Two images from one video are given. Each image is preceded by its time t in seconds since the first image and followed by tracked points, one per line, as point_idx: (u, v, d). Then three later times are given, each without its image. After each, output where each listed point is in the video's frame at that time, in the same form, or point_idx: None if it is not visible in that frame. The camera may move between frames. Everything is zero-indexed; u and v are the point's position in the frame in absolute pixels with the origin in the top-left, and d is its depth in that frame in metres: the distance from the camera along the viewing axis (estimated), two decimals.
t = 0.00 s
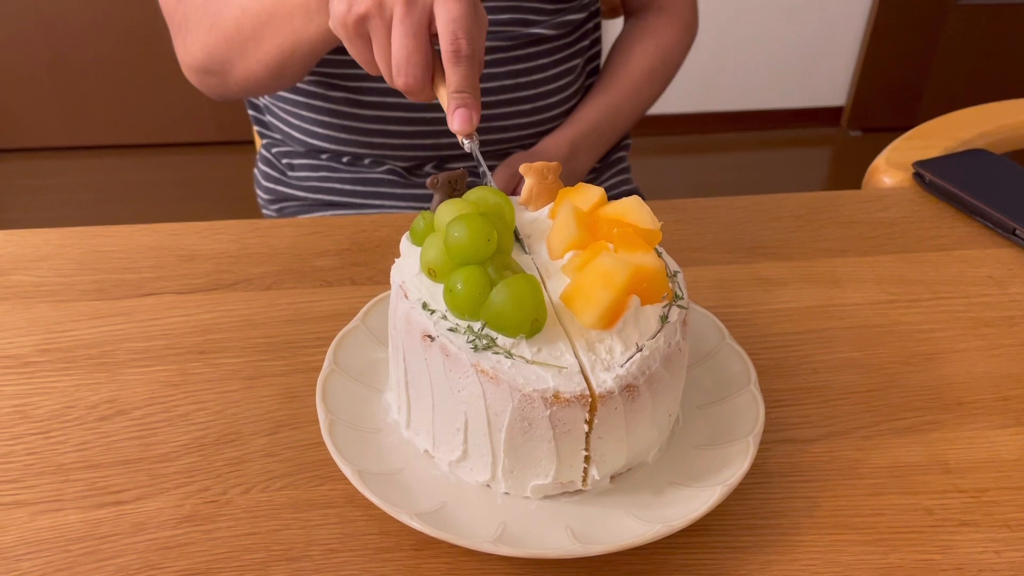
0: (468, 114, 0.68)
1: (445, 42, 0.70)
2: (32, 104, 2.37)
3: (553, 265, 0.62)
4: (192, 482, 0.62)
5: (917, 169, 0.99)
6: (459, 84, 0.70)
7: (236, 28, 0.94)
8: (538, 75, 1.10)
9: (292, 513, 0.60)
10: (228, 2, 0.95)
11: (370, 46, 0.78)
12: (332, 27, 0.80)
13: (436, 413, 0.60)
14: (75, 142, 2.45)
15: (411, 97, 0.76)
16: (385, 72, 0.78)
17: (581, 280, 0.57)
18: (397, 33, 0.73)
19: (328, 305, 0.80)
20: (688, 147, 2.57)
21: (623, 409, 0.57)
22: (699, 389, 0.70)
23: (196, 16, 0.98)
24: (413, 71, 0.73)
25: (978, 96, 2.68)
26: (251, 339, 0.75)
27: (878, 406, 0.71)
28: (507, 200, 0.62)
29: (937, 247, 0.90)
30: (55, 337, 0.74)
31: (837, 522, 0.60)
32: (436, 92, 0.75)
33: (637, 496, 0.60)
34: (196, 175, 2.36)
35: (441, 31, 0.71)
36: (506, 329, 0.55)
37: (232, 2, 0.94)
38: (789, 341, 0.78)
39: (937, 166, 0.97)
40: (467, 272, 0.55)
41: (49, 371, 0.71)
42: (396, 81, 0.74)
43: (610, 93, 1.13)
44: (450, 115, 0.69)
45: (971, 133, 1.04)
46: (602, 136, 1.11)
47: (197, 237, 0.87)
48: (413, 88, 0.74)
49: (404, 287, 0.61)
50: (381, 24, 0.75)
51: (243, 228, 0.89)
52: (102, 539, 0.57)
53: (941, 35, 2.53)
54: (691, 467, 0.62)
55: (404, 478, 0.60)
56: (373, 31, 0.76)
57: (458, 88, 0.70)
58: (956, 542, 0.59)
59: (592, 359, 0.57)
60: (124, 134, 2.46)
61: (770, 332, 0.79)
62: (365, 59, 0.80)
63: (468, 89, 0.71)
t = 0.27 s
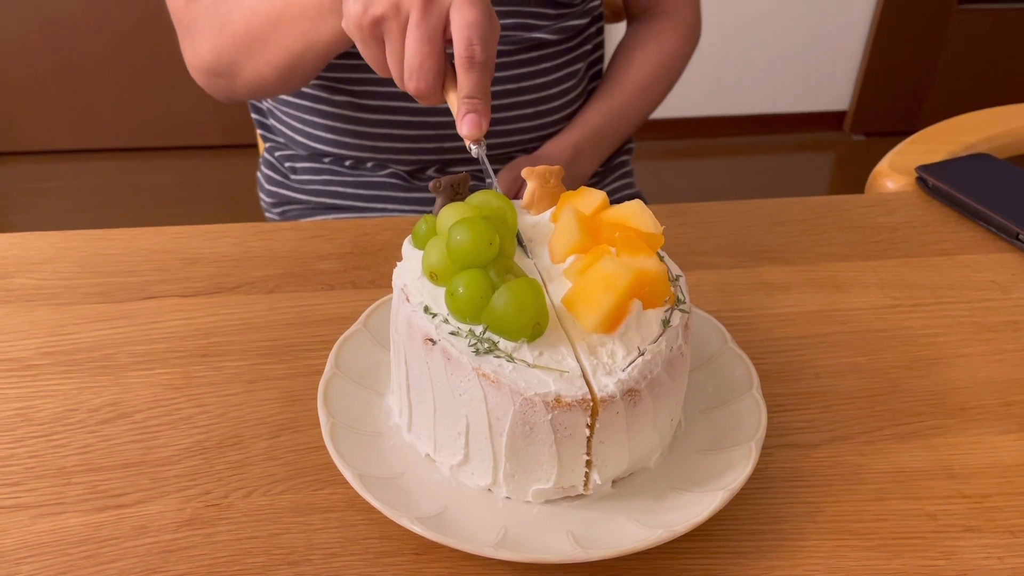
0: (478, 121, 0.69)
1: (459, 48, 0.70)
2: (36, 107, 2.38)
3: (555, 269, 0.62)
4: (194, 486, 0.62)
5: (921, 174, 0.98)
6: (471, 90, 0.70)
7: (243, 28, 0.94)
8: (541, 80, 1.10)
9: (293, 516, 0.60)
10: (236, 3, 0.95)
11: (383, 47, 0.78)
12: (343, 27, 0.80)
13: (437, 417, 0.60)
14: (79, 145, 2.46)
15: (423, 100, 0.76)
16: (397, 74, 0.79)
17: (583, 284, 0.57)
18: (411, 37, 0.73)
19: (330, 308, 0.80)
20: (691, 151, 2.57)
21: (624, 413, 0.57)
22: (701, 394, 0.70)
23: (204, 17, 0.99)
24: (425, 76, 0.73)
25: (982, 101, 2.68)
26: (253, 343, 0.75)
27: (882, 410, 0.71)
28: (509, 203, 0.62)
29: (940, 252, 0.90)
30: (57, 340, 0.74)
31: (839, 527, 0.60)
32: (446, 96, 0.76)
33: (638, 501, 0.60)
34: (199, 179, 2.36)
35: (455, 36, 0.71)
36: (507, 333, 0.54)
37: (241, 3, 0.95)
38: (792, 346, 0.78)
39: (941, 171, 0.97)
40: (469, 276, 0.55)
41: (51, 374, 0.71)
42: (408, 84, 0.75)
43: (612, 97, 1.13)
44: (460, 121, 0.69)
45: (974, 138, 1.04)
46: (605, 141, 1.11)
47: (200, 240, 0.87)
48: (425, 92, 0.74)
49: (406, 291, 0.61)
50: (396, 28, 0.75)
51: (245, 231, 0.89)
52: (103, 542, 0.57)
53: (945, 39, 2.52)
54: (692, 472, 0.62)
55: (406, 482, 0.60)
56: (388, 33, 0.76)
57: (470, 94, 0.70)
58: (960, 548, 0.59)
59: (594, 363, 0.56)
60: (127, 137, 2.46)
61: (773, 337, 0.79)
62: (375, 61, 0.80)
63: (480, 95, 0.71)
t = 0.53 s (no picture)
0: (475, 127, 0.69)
1: (454, 54, 0.70)
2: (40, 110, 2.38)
3: (555, 272, 0.62)
4: (194, 488, 0.62)
5: (922, 178, 0.98)
6: (467, 96, 0.70)
7: (244, 29, 0.95)
8: (542, 83, 1.10)
9: (293, 519, 0.60)
10: (237, 4, 0.96)
11: (378, 53, 0.79)
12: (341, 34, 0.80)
13: (437, 420, 0.60)
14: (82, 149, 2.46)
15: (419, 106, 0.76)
16: (394, 81, 0.79)
17: (584, 287, 0.57)
18: (407, 44, 0.73)
19: (331, 311, 0.80)
20: (693, 155, 2.57)
21: (624, 417, 0.57)
22: (702, 398, 0.70)
23: (204, 20, 0.99)
24: (421, 81, 0.74)
25: (984, 105, 2.67)
26: (254, 346, 0.75)
27: (883, 415, 0.71)
28: (509, 207, 0.62)
29: (941, 256, 0.89)
30: (58, 343, 0.74)
31: (840, 532, 0.60)
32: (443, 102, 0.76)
33: (639, 505, 0.60)
34: (202, 182, 2.37)
35: (451, 42, 0.71)
36: (507, 336, 0.54)
37: (242, 5, 0.95)
38: (792, 350, 0.78)
39: (942, 175, 0.97)
40: (469, 279, 0.55)
41: (52, 376, 0.71)
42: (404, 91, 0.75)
43: (613, 101, 1.14)
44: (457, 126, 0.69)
45: (976, 142, 1.04)
46: (606, 145, 1.11)
47: (201, 243, 0.87)
48: (421, 98, 0.75)
49: (407, 294, 0.61)
50: (392, 34, 0.75)
51: (246, 234, 0.89)
52: (102, 545, 0.57)
53: (947, 44, 2.52)
54: (693, 476, 0.62)
55: (406, 486, 0.60)
56: (384, 40, 0.76)
57: (466, 100, 0.71)
58: (961, 553, 0.58)
59: (594, 366, 0.56)
60: (130, 141, 2.47)
61: (773, 341, 0.79)
62: (370, 65, 0.80)
63: (476, 100, 0.71)
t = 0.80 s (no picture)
0: (477, 135, 0.70)
1: (457, 64, 0.71)
2: (45, 113, 2.40)
3: (556, 274, 0.62)
4: (199, 487, 0.62)
5: (923, 182, 0.99)
6: (471, 106, 0.71)
7: (254, 39, 0.95)
8: (544, 87, 1.11)
9: (297, 518, 0.60)
10: (247, 14, 0.95)
11: (385, 65, 0.79)
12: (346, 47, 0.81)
13: (440, 420, 0.61)
14: (86, 152, 2.48)
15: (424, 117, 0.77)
16: (400, 92, 0.79)
17: (585, 288, 0.58)
18: (411, 55, 0.74)
19: (334, 312, 0.81)
20: (695, 160, 2.58)
21: (625, 417, 0.57)
22: (704, 400, 0.70)
23: (213, 29, 0.99)
24: (425, 93, 0.74)
25: (986, 110, 2.68)
26: (258, 346, 0.76)
27: (882, 417, 0.71)
28: (512, 208, 0.63)
29: (942, 260, 0.90)
30: (65, 343, 0.75)
31: (839, 532, 0.60)
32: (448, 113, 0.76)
33: (640, 505, 0.60)
34: (205, 185, 2.38)
35: (454, 52, 0.72)
36: (509, 336, 0.55)
37: (250, 13, 0.95)
38: (793, 352, 0.78)
39: (943, 179, 0.98)
40: (472, 280, 0.55)
41: (59, 376, 0.71)
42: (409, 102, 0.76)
43: (615, 105, 1.14)
44: (460, 135, 0.70)
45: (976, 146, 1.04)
46: (608, 148, 1.12)
47: (207, 245, 0.88)
48: (425, 109, 0.75)
49: (410, 295, 0.62)
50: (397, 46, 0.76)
51: (251, 236, 0.89)
52: (108, 542, 0.58)
53: (949, 49, 2.53)
54: (694, 476, 0.62)
55: (408, 485, 0.61)
56: (388, 51, 0.77)
57: (469, 110, 0.72)
58: (959, 553, 0.59)
59: (595, 367, 0.57)
60: (135, 144, 2.48)
61: (774, 343, 0.79)
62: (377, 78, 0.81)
63: (479, 111, 0.72)
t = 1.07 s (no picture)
0: (478, 140, 0.70)
1: (455, 71, 0.71)
2: (49, 116, 2.40)
3: (560, 275, 0.63)
4: (203, 487, 0.62)
5: (924, 186, 0.99)
6: (471, 111, 0.72)
7: (257, 45, 0.94)
8: (548, 89, 1.11)
9: (301, 518, 0.61)
10: (249, 18, 0.95)
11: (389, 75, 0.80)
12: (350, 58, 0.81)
13: (443, 420, 0.61)
14: (90, 154, 2.49)
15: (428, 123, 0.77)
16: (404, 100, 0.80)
17: (588, 290, 0.58)
18: (411, 62, 0.74)
19: (338, 314, 0.81)
20: (697, 163, 2.58)
21: (628, 418, 0.58)
22: (707, 403, 0.70)
23: (215, 30, 0.98)
24: (427, 99, 0.75)
25: (988, 115, 2.68)
26: (263, 347, 0.76)
27: (884, 419, 0.71)
28: (515, 210, 0.63)
29: (943, 263, 0.90)
30: (70, 343, 0.75)
31: (841, 533, 0.61)
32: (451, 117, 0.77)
33: (643, 506, 0.60)
34: (209, 187, 2.39)
35: (451, 60, 0.72)
36: (513, 337, 0.55)
37: (252, 18, 0.95)
38: (795, 355, 0.79)
39: (945, 183, 0.98)
40: (476, 282, 0.56)
41: (64, 376, 0.72)
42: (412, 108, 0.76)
43: (618, 108, 1.15)
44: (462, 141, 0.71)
45: (978, 151, 1.05)
46: (611, 151, 1.12)
47: (211, 246, 0.89)
48: (429, 116, 0.76)
49: (414, 296, 0.62)
50: (397, 54, 0.76)
51: (256, 238, 0.90)
52: (114, 541, 0.58)
53: (951, 53, 2.53)
54: (696, 477, 0.63)
55: (412, 485, 0.61)
56: (389, 58, 0.77)
57: (470, 116, 0.72)
58: (960, 555, 0.59)
59: (598, 368, 0.57)
60: (139, 146, 2.49)
61: (776, 345, 0.80)
62: (383, 89, 0.82)
63: (480, 115, 0.73)
